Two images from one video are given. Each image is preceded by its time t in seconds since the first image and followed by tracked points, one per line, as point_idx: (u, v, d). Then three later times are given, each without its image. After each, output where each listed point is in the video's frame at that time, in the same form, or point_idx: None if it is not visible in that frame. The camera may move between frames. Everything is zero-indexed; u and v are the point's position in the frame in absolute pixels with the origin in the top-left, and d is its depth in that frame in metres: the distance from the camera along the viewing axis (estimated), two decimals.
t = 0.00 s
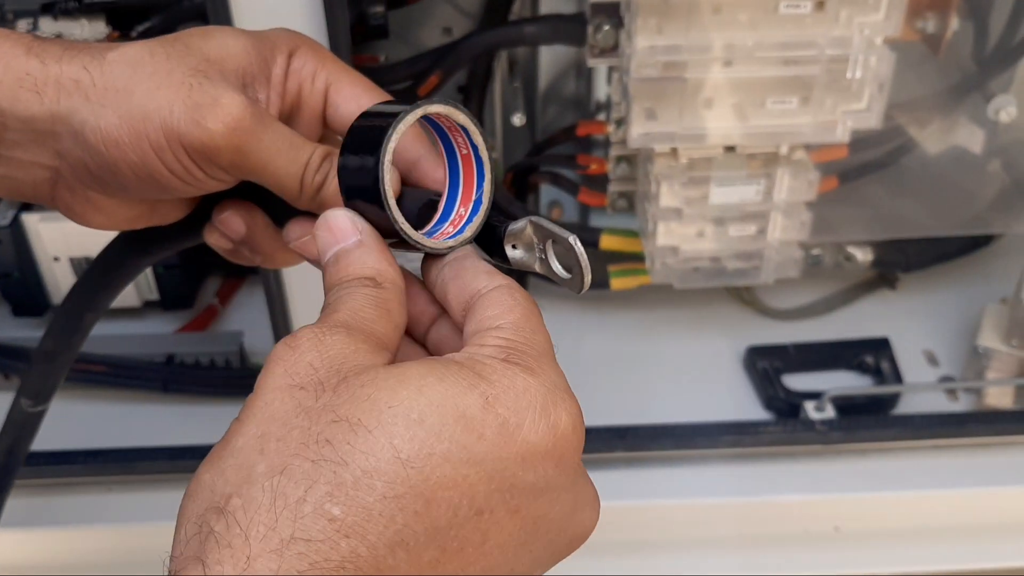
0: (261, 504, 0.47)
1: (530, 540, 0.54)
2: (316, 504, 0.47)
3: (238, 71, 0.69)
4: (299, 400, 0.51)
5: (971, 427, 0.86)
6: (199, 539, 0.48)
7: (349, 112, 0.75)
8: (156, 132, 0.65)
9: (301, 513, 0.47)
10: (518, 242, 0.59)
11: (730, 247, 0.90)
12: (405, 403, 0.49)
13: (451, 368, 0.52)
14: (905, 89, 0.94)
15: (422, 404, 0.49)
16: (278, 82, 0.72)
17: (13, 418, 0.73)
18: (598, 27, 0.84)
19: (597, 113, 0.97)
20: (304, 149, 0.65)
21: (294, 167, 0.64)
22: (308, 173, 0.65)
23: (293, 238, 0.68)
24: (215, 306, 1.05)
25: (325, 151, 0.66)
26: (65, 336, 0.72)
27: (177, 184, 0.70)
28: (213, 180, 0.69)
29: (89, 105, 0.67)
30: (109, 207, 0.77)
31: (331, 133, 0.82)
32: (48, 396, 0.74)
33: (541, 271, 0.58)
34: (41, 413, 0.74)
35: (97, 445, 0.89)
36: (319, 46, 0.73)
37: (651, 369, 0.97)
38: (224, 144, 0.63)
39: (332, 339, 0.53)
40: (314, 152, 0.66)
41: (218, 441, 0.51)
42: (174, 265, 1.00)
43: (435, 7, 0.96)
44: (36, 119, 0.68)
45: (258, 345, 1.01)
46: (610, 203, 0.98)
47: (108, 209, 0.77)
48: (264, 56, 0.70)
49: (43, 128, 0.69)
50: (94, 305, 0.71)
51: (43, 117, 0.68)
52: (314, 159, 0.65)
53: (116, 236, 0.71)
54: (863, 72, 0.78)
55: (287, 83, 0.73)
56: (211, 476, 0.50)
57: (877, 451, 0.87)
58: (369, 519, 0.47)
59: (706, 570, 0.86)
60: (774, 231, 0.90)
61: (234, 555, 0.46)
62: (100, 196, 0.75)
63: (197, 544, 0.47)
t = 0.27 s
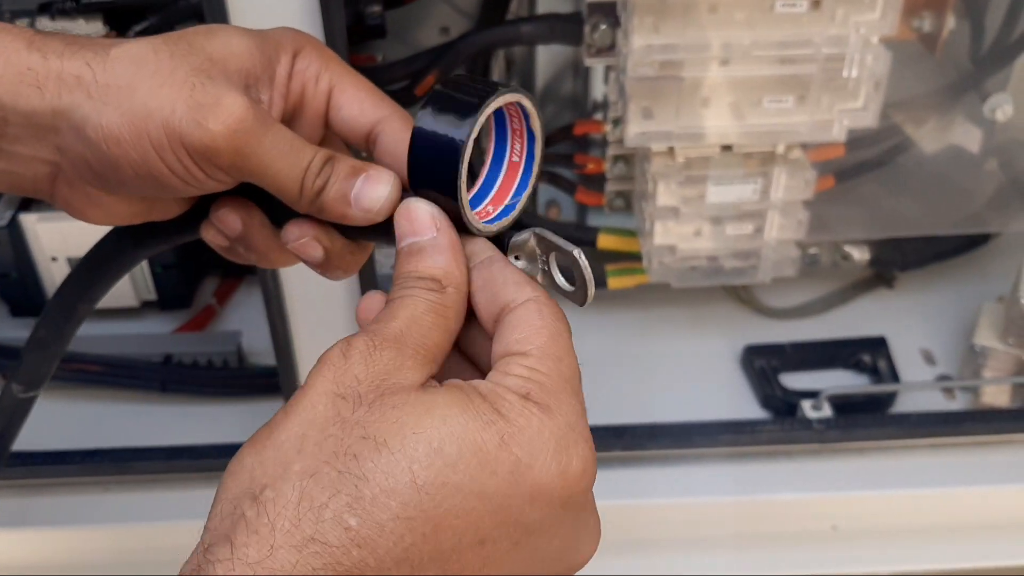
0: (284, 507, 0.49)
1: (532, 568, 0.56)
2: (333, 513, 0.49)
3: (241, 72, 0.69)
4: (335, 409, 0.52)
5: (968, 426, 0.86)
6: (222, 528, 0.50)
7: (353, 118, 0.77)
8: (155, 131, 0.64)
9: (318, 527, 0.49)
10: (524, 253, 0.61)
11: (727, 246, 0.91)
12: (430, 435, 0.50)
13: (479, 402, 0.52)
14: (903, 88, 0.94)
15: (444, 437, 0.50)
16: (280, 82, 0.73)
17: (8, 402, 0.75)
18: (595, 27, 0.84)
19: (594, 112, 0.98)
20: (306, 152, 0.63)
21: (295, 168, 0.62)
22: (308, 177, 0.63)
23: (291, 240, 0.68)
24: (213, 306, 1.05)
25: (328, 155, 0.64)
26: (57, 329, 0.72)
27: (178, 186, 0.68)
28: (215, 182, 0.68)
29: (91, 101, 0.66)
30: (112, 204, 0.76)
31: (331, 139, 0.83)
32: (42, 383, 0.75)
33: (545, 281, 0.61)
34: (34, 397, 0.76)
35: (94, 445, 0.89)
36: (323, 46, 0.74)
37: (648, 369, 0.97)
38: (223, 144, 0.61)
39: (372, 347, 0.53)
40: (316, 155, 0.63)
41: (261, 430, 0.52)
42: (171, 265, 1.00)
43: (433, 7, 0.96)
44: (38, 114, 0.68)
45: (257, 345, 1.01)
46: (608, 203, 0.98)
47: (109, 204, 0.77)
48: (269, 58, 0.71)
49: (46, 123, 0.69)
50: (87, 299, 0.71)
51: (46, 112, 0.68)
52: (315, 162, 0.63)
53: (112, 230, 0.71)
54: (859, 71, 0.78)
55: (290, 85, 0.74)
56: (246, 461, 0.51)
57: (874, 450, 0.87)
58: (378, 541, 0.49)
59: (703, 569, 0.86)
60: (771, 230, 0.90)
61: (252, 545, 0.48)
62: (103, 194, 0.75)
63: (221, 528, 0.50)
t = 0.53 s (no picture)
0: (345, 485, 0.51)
1: None
2: (386, 505, 0.51)
3: (234, 78, 0.70)
4: (392, 395, 0.52)
5: (964, 430, 0.86)
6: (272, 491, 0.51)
7: (347, 128, 0.77)
8: (144, 132, 0.65)
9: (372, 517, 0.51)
10: (510, 259, 0.54)
11: (723, 251, 0.91)
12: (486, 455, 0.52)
13: (529, 426, 0.55)
14: (898, 93, 0.95)
15: (495, 457, 0.53)
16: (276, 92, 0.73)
17: (21, 422, 0.74)
18: (591, 34, 0.86)
19: (590, 118, 0.98)
20: (295, 158, 0.63)
21: (282, 174, 0.63)
22: (294, 182, 0.63)
23: (277, 244, 0.67)
24: (209, 311, 1.05)
25: (316, 162, 0.64)
26: (67, 343, 0.72)
27: (167, 186, 0.69)
28: (204, 184, 0.69)
29: (83, 102, 0.67)
30: (102, 210, 0.77)
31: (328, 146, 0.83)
32: (55, 401, 0.75)
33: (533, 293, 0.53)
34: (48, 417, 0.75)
35: (92, 450, 0.90)
36: (321, 58, 0.73)
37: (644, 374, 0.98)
38: (210, 146, 0.62)
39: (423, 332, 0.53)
40: (304, 161, 0.64)
41: (317, 394, 0.53)
42: (168, 270, 1.00)
43: (430, 12, 0.96)
44: (29, 116, 0.69)
45: (254, 350, 1.01)
46: (603, 206, 0.99)
47: (99, 210, 0.77)
48: (263, 66, 0.71)
49: (38, 125, 0.69)
50: (94, 313, 0.72)
51: (37, 113, 0.68)
52: (304, 168, 0.63)
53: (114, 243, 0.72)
54: (854, 77, 0.78)
55: (285, 95, 0.74)
56: (300, 425, 0.52)
57: (869, 454, 0.87)
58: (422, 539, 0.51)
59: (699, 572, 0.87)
60: (766, 235, 0.90)
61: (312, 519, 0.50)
62: (93, 198, 0.76)
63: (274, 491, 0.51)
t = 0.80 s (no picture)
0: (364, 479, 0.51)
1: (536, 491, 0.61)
2: (399, 497, 0.51)
3: (216, 78, 0.69)
4: (390, 399, 0.51)
5: (964, 430, 0.86)
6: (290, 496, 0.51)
7: (334, 137, 0.74)
8: (118, 123, 0.64)
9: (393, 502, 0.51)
10: (482, 277, 0.56)
11: (723, 252, 0.91)
12: (480, 430, 0.52)
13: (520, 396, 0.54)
14: (899, 94, 0.95)
15: (490, 430, 0.52)
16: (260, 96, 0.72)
17: (18, 436, 0.72)
18: (592, 35, 0.87)
19: (590, 119, 0.97)
20: (270, 159, 0.63)
21: (255, 174, 0.62)
22: (267, 183, 0.62)
23: (250, 248, 0.67)
24: (211, 312, 1.05)
25: (293, 164, 0.64)
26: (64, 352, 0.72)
27: (142, 181, 0.68)
28: (180, 182, 0.68)
29: (63, 94, 0.67)
30: (83, 208, 0.76)
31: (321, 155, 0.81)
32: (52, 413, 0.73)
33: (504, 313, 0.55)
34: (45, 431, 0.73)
35: (94, 451, 0.90)
36: (316, 67, 0.72)
37: (645, 374, 0.98)
38: (182, 139, 0.61)
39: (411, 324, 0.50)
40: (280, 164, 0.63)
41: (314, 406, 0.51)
42: (168, 272, 0.99)
43: (432, 14, 0.97)
44: (16, 109, 0.69)
45: (256, 351, 1.02)
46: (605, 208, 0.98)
47: (81, 210, 0.77)
48: (251, 70, 0.70)
49: (22, 117, 0.69)
50: (89, 320, 0.71)
51: (21, 105, 0.68)
52: (279, 170, 0.63)
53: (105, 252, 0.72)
54: (854, 78, 0.78)
55: (273, 99, 0.72)
56: (306, 438, 0.51)
57: (870, 454, 0.88)
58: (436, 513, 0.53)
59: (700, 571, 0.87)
60: (767, 236, 0.90)
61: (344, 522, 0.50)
62: (74, 196, 0.75)
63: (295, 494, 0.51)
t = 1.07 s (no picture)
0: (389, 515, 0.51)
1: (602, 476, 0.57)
2: (423, 524, 0.51)
3: (216, 57, 0.70)
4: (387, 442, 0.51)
5: (967, 431, 0.86)
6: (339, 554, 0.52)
7: (330, 119, 0.75)
8: (116, 95, 0.62)
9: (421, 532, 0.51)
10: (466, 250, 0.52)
11: (727, 254, 0.91)
12: (470, 438, 0.50)
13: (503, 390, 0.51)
14: (902, 96, 0.95)
15: (485, 431, 0.50)
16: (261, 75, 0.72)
17: (23, 443, 0.73)
18: (596, 36, 0.86)
19: (594, 121, 0.97)
20: (266, 132, 0.59)
21: (249, 147, 0.58)
22: (261, 157, 0.58)
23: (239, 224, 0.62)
24: (214, 314, 1.05)
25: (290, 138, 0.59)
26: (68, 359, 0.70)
27: (140, 155, 0.66)
28: (177, 156, 0.66)
29: (61, 67, 0.65)
30: (85, 186, 0.74)
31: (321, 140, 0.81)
32: (54, 421, 0.73)
33: (490, 289, 0.52)
34: (49, 438, 0.74)
35: (98, 452, 0.90)
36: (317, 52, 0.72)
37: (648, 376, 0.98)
38: (178, 109, 0.59)
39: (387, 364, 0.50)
40: (274, 137, 0.59)
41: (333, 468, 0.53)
42: (173, 273, 1.00)
43: (435, 16, 0.97)
44: (16, 83, 0.67)
45: (259, 353, 1.02)
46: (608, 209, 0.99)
47: (82, 188, 0.74)
48: (251, 50, 0.71)
49: (22, 91, 0.67)
50: (93, 324, 0.70)
51: (22, 79, 0.67)
52: (275, 142, 0.59)
53: (110, 246, 0.69)
54: (858, 80, 0.78)
55: (272, 81, 0.73)
56: (338, 498, 0.52)
57: (873, 455, 0.87)
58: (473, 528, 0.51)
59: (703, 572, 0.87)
60: (771, 237, 0.90)
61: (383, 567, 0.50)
62: (77, 173, 0.73)
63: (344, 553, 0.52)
